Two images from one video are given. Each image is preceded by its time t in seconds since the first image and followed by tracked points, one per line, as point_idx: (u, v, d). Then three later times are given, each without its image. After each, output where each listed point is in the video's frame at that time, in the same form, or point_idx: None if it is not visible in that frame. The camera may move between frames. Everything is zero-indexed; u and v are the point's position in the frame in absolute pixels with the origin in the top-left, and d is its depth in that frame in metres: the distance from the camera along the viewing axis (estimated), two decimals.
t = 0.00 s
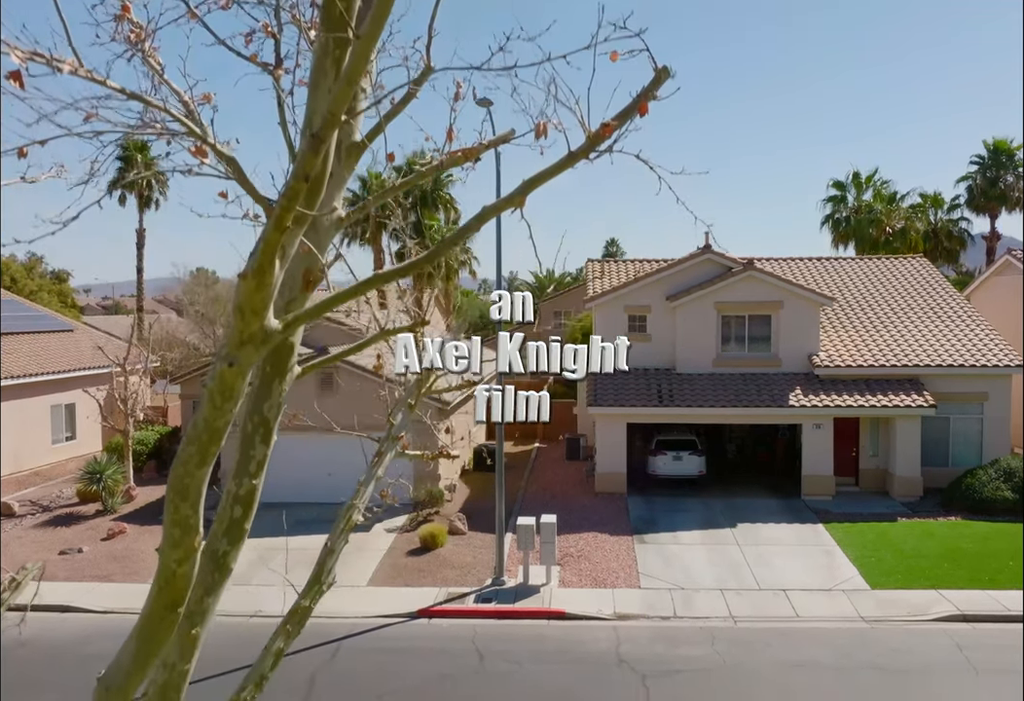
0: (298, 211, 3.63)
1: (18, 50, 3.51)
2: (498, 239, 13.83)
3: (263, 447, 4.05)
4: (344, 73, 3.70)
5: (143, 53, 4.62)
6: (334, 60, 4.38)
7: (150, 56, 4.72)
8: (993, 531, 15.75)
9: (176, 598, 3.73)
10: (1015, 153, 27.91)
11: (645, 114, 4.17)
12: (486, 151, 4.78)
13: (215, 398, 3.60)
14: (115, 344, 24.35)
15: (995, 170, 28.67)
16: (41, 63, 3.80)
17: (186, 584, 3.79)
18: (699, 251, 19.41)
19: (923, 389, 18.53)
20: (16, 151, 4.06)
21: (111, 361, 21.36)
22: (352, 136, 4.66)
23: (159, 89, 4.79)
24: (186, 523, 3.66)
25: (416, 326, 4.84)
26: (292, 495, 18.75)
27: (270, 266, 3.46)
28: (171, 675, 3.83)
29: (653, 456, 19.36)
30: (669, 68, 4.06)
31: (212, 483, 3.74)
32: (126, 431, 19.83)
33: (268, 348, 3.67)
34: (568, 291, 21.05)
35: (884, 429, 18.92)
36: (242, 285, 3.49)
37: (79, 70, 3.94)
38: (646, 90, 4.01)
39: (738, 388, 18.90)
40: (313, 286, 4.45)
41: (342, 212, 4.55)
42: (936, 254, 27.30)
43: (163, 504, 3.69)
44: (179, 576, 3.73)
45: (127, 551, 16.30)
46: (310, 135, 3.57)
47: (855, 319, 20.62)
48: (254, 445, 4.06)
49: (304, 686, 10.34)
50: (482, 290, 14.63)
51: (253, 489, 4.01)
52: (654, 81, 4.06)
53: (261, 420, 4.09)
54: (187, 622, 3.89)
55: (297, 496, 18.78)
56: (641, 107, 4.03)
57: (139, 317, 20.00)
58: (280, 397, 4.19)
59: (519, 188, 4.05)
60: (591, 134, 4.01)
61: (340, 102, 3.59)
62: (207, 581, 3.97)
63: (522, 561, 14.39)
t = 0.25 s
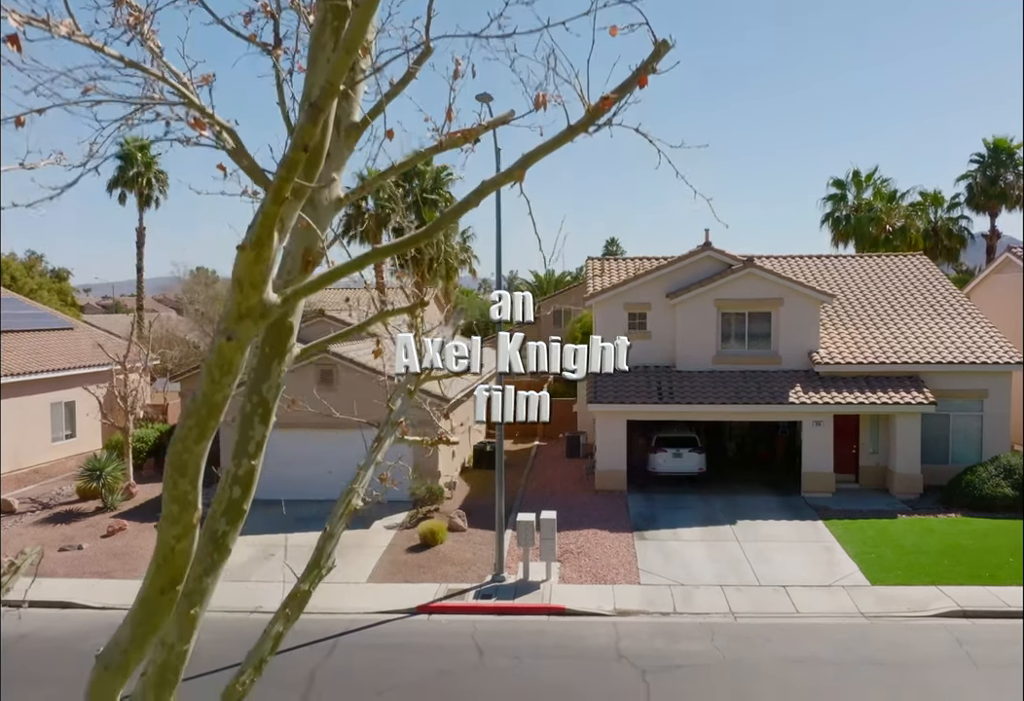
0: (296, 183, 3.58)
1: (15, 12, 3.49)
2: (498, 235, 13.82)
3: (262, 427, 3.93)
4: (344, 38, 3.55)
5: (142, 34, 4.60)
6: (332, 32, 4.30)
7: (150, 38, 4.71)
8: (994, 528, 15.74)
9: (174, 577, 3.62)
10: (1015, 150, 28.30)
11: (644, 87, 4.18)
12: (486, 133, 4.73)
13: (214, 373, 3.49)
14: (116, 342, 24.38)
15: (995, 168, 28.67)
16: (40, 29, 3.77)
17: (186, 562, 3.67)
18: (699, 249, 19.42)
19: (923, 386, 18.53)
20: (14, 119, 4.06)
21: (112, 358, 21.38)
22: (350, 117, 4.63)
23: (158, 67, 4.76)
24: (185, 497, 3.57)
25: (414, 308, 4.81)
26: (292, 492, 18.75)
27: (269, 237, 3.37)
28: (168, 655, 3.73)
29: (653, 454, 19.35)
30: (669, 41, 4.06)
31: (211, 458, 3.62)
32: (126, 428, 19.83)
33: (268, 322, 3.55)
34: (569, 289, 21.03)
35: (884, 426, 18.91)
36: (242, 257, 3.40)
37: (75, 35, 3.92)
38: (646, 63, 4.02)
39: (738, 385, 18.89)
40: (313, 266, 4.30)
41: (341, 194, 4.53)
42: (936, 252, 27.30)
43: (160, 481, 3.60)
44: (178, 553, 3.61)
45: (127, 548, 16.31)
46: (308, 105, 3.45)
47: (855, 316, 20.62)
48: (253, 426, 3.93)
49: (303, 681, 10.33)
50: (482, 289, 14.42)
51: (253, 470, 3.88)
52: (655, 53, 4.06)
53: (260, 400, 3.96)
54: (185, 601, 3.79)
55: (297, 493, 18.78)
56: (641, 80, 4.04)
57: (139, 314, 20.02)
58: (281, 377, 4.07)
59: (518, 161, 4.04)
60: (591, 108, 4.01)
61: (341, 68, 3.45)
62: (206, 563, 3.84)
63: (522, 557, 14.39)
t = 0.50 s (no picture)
0: (295, 153, 3.56)
1: None
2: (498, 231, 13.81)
3: (262, 408, 3.88)
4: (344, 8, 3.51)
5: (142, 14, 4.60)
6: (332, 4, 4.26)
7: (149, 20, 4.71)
8: (993, 524, 15.74)
9: (173, 554, 3.58)
10: (1015, 148, 28.33)
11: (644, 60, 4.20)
12: (487, 114, 4.71)
13: (214, 347, 3.45)
14: (116, 339, 24.39)
15: (995, 166, 28.69)
16: None
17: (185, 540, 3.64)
18: (699, 246, 19.44)
19: (923, 384, 18.55)
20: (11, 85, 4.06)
21: (112, 356, 21.39)
22: (349, 99, 4.62)
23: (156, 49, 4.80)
24: (184, 473, 3.55)
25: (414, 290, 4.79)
26: (292, 489, 18.76)
27: (269, 208, 3.35)
28: (169, 636, 3.71)
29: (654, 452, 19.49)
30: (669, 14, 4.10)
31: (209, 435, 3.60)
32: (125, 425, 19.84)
33: (267, 297, 3.51)
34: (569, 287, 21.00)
35: (884, 423, 18.92)
36: (241, 229, 3.39)
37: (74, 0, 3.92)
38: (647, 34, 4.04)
39: (738, 382, 18.91)
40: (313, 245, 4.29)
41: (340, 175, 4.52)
42: (936, 250, 27.31)
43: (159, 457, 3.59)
44: (176, 530, 3.58)
45: (127, 545, 16.31)
46: (308, 75, 3.44)
47: (855, 314, 20.65)
48: (253, 405, 3.88)
49: (304, 676, 10.34)
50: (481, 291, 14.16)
51: (253, 450, 3.84)
52: (655, 26, 4.07)
53: (259, 381, 3.91)
54: (184, 581, 3.75)
55: (298, 490, 18.79)
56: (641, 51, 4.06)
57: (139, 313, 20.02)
58: (280, 357, 4.03)
59: (519, 135, 4.04)
60: (592, 80, 4.02)
61: (341, 37, 3.40)
62: (205, 543, 3.81)
63: (522, 554, 14.40)
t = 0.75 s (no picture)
0: (294, 119, 3.59)
1: None
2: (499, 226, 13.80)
3: (262, 384, 3.82)
4: None
5: None
6: None
7: None
8: (993, 520, 15.73)
9: (172, 528, 3.55)
10: (1014, 145, 28.57)
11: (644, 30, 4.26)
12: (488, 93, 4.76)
13: (214, 317, 3.49)
14: (115, 336, 24.41)
15: (995, 164, 28.71)
16: None
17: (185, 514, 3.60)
18: (699, 242, 19.44)
19: (923, 381, 18.61)
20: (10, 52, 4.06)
21: (112, 353, 21.38)
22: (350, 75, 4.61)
23: (156, 27, 4.81)
24: (184, 445, 3.53)
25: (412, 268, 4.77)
26: (292, 486, 18.74)
27: (269, 174, 3.37)
28: (167, 613, 3.62)
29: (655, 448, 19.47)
30: None
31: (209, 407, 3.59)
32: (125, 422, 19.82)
33: (266, 267, 3.55)
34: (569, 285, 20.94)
35: (884, 420, 18.92)
36: (241, 196, 3.41)
37: None
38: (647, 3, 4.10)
39: (738, 379, 18.89)
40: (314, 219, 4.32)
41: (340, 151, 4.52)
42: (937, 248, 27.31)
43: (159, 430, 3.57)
44: (176, 503, 3.55)
45: (127, 541, 16.31)
46: (308, 41, 3.48)
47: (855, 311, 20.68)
48: (253, 382, 3.82)
49: (304, 671, 10.33)
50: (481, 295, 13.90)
51: (252, 427, 3.85)
52: None
53: (259, 358, 3.87)
54: (183, 558, 3.67)
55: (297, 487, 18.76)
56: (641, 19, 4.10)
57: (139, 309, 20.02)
58: (281, 334, 3.99)
59: (519, 103, 4.06)
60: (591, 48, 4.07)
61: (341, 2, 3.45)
62: (205, 519, 3.74)
63: (522, 549, 14.39)
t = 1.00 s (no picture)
0: (295, 90, 3.59)
1: None
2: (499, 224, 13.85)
3: (262, 364, 3.71)
4: None
5: None
6: None
7: None
8: (993, 517, 15.73)
9: (172, 504, 3.48)
10: (1015, 143, 28.53)
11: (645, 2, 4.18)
12: (488, 73, 4.66)
13: (213, 292, 3.42)
14: (115, 334, 24.45)
15: (995, 163, 28.77)
16: None
17: (184, 491, 3.53)
18: (700, 239, 19.45)
19: (923, 377, 18.56)
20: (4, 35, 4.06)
21: (112, 351, 21.38)
22: (351, 54, 4.53)
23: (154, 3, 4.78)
24: (184, 421, 3.45)
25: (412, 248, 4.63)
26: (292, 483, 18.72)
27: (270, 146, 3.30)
28: (168, 592, 3.53)
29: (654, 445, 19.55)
30: None
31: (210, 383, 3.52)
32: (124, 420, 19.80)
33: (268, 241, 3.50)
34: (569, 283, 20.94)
35: (884, 417, 18.92)
36: (241, 167, 3.35)
37: None
38: None
39: (738, 376, 18.88)
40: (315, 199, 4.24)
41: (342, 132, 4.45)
42: (937, 247, 27.37)
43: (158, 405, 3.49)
44: (175, 480, 3.50)
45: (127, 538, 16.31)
46: (310, 11, 3.43)
47: (855, 307, 20.64)
48: (253, 363, 3.71)
49: (304, 667, 10.33)
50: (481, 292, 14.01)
51: (253, 407, 3.69)
52: None
53: (260, 339, 3.74)
54: (183, 537, 3.56)
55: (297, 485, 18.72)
56: None
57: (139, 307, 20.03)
58: (281, 314, 3.87)
59: (520, 79, 4.01)
60: (594, 23, 4.00)
61: None
62: (205, 500, 3.61)
63: (522, 546, 14.39)
